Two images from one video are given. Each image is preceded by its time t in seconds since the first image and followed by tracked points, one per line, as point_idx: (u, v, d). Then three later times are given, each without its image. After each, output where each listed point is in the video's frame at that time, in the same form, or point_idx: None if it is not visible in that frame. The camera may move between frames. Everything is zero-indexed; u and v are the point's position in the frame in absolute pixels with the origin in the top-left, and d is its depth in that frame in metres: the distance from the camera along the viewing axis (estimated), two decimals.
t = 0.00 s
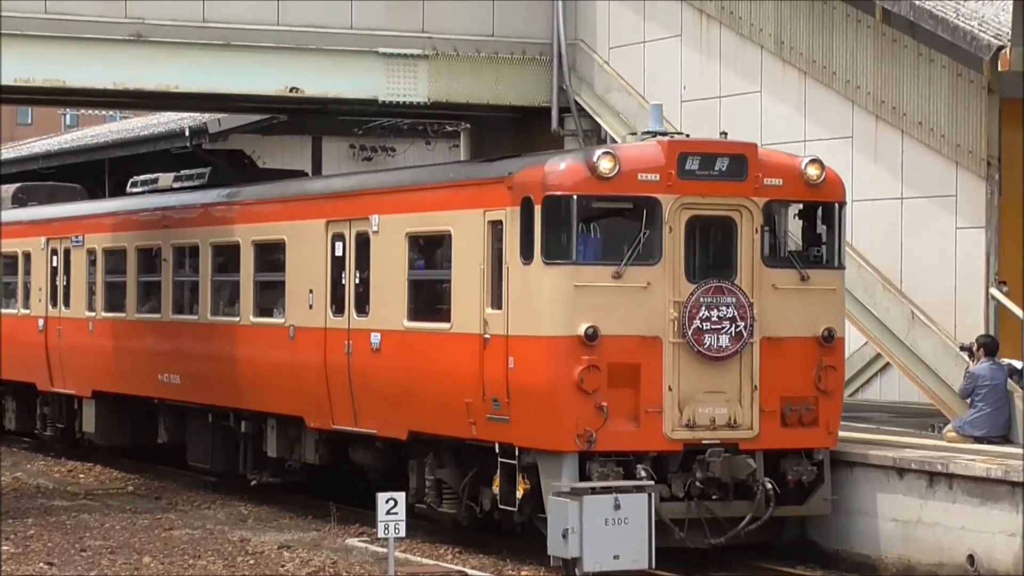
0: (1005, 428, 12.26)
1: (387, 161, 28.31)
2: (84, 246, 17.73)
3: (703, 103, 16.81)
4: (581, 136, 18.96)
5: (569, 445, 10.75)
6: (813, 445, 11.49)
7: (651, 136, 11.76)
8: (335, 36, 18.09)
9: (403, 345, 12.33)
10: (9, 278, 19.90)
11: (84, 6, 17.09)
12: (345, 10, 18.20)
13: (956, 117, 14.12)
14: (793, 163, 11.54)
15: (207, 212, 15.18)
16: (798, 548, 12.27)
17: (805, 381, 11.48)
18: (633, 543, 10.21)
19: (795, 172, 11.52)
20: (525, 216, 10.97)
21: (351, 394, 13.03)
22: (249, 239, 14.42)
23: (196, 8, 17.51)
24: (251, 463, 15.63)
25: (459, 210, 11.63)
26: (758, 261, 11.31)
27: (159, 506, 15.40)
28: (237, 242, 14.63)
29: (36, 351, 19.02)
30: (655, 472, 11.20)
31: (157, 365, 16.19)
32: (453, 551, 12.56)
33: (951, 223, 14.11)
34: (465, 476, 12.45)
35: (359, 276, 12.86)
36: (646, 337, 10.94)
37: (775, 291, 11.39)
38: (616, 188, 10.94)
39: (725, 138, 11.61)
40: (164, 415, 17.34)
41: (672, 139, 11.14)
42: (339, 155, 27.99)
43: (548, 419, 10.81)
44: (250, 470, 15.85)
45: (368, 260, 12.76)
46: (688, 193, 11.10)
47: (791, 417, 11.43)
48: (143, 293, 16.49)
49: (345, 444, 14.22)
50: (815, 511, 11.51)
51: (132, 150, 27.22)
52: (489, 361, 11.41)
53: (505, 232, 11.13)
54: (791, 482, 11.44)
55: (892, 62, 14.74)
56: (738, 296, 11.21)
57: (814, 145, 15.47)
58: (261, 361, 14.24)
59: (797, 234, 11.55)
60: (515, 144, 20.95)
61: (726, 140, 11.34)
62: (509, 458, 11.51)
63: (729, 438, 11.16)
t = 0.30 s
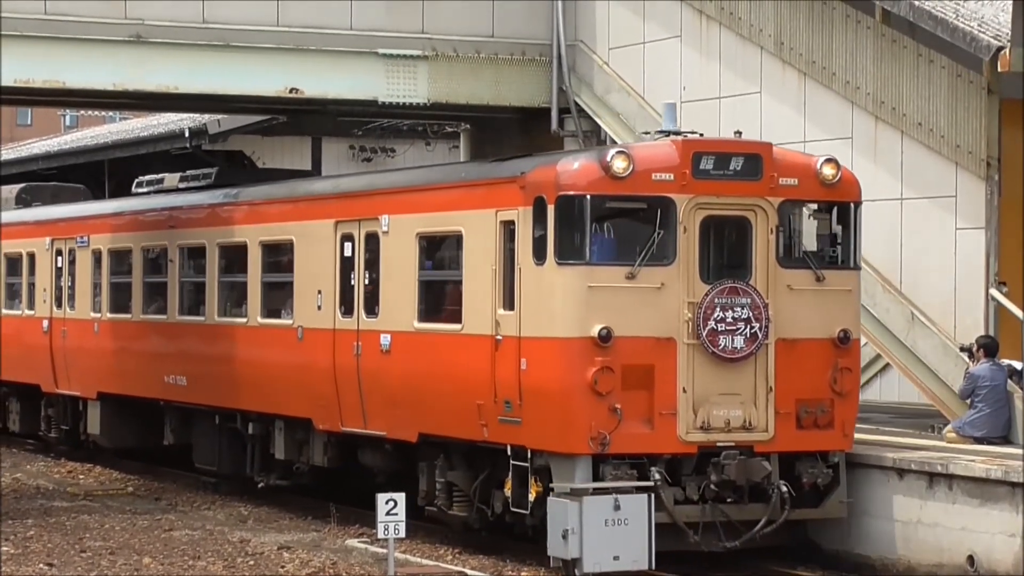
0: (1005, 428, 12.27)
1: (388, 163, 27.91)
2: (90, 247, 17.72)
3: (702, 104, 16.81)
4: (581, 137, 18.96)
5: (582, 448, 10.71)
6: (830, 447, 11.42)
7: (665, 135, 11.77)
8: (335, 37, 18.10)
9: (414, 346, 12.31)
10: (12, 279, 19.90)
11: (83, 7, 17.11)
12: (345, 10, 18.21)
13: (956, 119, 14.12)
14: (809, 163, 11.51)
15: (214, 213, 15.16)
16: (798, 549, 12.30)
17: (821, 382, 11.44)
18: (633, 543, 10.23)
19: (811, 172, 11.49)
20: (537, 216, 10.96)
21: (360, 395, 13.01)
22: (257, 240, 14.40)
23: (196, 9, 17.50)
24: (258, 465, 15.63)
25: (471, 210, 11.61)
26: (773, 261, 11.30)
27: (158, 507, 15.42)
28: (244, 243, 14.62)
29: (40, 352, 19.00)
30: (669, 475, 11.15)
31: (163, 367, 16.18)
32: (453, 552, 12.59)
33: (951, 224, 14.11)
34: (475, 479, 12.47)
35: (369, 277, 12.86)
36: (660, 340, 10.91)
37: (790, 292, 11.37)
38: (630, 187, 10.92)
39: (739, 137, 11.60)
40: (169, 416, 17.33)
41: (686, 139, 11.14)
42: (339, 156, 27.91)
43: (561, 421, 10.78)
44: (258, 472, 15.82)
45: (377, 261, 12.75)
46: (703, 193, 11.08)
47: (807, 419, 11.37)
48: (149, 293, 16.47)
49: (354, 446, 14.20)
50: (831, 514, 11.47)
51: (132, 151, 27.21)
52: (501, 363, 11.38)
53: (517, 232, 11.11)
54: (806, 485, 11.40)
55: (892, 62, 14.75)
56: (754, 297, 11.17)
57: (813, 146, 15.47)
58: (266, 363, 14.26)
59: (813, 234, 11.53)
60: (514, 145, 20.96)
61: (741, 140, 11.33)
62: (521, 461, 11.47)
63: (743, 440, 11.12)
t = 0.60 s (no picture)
0: (1005, 428, 12.26)
1: (388, 163, 27.71)
2: (96, 247, 17.70)
3: (702, 104, 16.80)
4: (581, 138, 18.92)
5: (596, 450, 10.65)
6: (846, 449, 11.35)
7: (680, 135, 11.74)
8: (335, 37, 18.10)
9: (426, 346, 12.28)
10: (16, 279, 19.89)
11: (83, 7, 17.13)
12: (345, 10, 18.21)
13: (955, 119, 14.11)
14: (825, 162, 11.44)
15: (221, 213, 15.15)
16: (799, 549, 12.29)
17: (837, 384, 11.37)
18: (633, 543, 10.26)
19: (828, 171, 11.41)
20: (551, 216, 10.92)
21: (372, 396, 12.98)
22: (266, 240, 14.37)
23: (196, 9, 17.50)
24: (265, 467, 15.55)
25: (485, 210, 11.56)
26: (790, 261, 11.22)
27: (158, 507, 15.42)
28: (253, 242, 14.60)
29: (45, 353, 18.97)
30: (684, 478, 11.12)
31: (171, 367, 16.15)
32: (453, 552, 12.59)
33: (951, 224, 14.10)
34: (488, 482, 12.41)
35: (378, 278, 12.85)
36: (677, 341, 10.85)
37: (807, 292, 11.30)
38: (645, 186, 10.85)
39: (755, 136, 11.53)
40: (176, 417, 17.28)
41: (702, 138, 11.07)
42: (339, 157, 27.84)
43: (576, 424, 10.72)
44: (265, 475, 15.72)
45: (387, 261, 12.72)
46: (718, 192, 11.02)
47: (823, 421, 11.30)
48: (155, 293, 16.46)
49: (363, 447, 14.15)
50: (847, 517, 11.39)
51: (133, 151, 27.20)
52: (515, 364, 11.34)
53: (531, 232, 11.07)
54: (822, 487, 11.34)
55: (892, 63, 14.74)
56: (770, 297, 11.09)
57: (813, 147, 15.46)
58: (276, 365, 14.23)
59: (829, 234, 11.48)
60: (514, 145, 20.95)
61: (757, 139, 11.26)
62: (535, 463, 11.42)
63: (760, 443, 11.05)
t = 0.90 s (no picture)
0: (1005, 427, 12.24)
1: (388, 163, 27.70)
2: (102, 246, 17.44)
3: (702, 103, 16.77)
4: (580, 138, 18.94)
5: (611, 451, 10.33)
6: (863, 450, 10.96)
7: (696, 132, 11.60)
8: (336, 37, 18.11)
9: (434, 348, 11.90)
10: (20, 279, 19.71)
11: (82, 6, 17.17)
12: (346, 10, 18.21)
13: (955, 118, 14.09)
14: (843, 160, 11.06)
15: (229, 211, 14.71)
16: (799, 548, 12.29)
17: (855, 384, 10.98)
18: (633, 542, 10.03)
19: (844, 169, 11.04)
20: (566, 214, 10.55)
21: (378, 398, 12.59)
22: (274, 239, 13.93)
23: (195, 8, 17.51)
24: (274, 468, 15.24)
25: (497, 208, 11.18)
26: (807, 260, 10.85)
27: (158, 506, 15.43)
28: (261, 242, 14.15)
29: (49, 353, 18.78)
30: (700, 479, 10.77)
31: (175, 368, 15.79)
32: (453, 551, 12.59)
33: (951, 223, 14.09)
34: (500, 483, 12.01)
35: (390, 276, 12.40)
36: (692, 341, 10.51)
37: (824, 292, 10.93)
38: (660, 184, 10.51)
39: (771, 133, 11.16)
40: (183, 418, 16.98)
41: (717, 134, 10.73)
42: (339, 157, 27.82)
43: (590, 426, 10.39)
44: (274, 476, 15.42)
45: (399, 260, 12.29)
46: (735, 189, 10.67)
47: (841, 422, 10.90)
48: (161, 293, 16.14)
49: (373, 448, 13.81)
50: (864, 519, 11.03)
51: (132, 150, 27.22)
52: (526, 365, 10.98)
53: (544, 230, 10.70)
54: (839, 489, 10.97)
55: (892, 62, 14.71)
56: (786, 296, 10.75)
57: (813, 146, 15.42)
58: (279, 365, 13.90)
59: (846, 232, 11.11)
60: (515, 144, 20.97)
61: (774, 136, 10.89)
62: (548, 463, 11.07)
63: (776, 444, 10.69)
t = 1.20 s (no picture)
0: (1006, 428, 12.21)
1: (388, 164, 27.66)
2: (108, 246, 17.40)
3: (702, 103, 16.74)
4: (581, 138, 18.92)
5: (628, 453, 10.29)
6: (882, 453, 10.94)
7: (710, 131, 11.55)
8: (337, 37, 18.16)
9: (447, 349, 11.86)
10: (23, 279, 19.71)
11: (83, 7, 17.27)
12: (346, 11, 18.26)
13: (956, 119, 14.08)
14: (862, 159, 11.03)
15: (237, 210, 14.68)
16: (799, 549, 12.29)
17: (873, 386, 10.95)
18: (633, 543, 9.97)
19: (863, 168, 11.02)
20: (581, 214, 10.50)
21: (391, 399, 12.55)
22: (282, 239, 13.91)
23: (196, 10, 17.58)
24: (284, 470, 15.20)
25: (510, 208, 11.14)
26: (825, 261, 10.83)
27: (158, 507, 15.45)
28: (270, 241, 14.11)
29: (55, 354, 18.72)
30: (717, 482, 10.73)
31: (184, 368, 15.75)
32: (453, 551, 12.59)
33: (951, 224, 14.09)
34: (514, 486, 11.97)
35: (400, 275, 12.38)
36: (710, 341, 10.47)
37: (843, 293, 10.90)
38: (677, 183, 10.47)
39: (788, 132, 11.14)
40: (190, 420, 16.89)
41: (735, 133, 10.69)
42: (339, 157, 27.82)
43: (606, 427, 10.35)
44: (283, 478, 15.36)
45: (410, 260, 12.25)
46: (753, 189, 10.63)
47: (859, 424, 10.90)
48: (169, 293, 16.06)
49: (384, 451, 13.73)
50: (882, 522, 10.99)
51: (133, 150, 27.24)
52: (542, 367, 10.92)
53: (560, 230, 10.65)
54: (858, 492, 10.94)
55: (892, 62, 14.71)
56: (805, 297, 10.70)
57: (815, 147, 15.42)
58: (289, 365, 13.85)
59: (863, 232, 11.04)
60: (515, 144, 20.98)
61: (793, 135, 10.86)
62: (563, 467, 10.99)
63: (795, 446, 10.65)
